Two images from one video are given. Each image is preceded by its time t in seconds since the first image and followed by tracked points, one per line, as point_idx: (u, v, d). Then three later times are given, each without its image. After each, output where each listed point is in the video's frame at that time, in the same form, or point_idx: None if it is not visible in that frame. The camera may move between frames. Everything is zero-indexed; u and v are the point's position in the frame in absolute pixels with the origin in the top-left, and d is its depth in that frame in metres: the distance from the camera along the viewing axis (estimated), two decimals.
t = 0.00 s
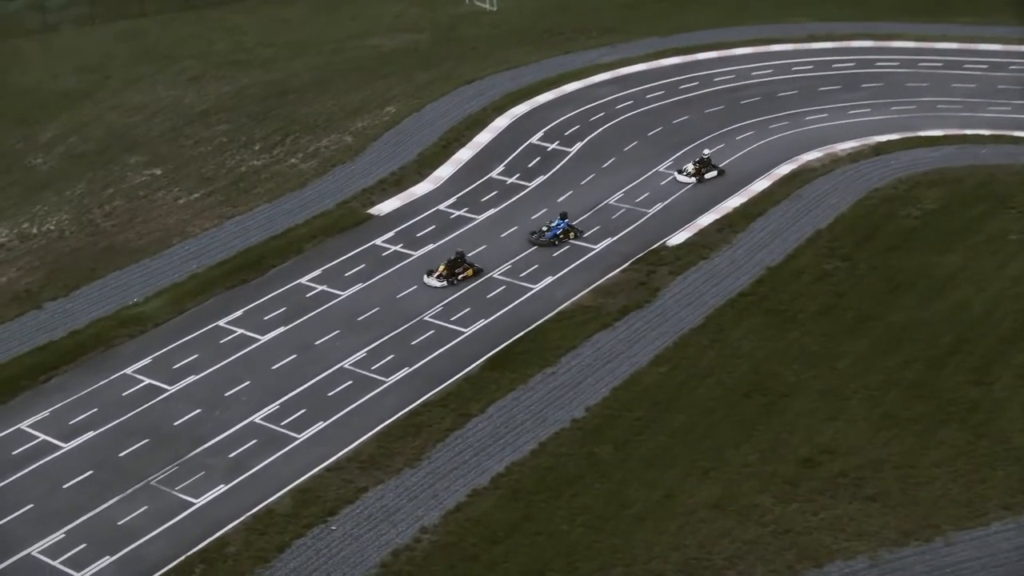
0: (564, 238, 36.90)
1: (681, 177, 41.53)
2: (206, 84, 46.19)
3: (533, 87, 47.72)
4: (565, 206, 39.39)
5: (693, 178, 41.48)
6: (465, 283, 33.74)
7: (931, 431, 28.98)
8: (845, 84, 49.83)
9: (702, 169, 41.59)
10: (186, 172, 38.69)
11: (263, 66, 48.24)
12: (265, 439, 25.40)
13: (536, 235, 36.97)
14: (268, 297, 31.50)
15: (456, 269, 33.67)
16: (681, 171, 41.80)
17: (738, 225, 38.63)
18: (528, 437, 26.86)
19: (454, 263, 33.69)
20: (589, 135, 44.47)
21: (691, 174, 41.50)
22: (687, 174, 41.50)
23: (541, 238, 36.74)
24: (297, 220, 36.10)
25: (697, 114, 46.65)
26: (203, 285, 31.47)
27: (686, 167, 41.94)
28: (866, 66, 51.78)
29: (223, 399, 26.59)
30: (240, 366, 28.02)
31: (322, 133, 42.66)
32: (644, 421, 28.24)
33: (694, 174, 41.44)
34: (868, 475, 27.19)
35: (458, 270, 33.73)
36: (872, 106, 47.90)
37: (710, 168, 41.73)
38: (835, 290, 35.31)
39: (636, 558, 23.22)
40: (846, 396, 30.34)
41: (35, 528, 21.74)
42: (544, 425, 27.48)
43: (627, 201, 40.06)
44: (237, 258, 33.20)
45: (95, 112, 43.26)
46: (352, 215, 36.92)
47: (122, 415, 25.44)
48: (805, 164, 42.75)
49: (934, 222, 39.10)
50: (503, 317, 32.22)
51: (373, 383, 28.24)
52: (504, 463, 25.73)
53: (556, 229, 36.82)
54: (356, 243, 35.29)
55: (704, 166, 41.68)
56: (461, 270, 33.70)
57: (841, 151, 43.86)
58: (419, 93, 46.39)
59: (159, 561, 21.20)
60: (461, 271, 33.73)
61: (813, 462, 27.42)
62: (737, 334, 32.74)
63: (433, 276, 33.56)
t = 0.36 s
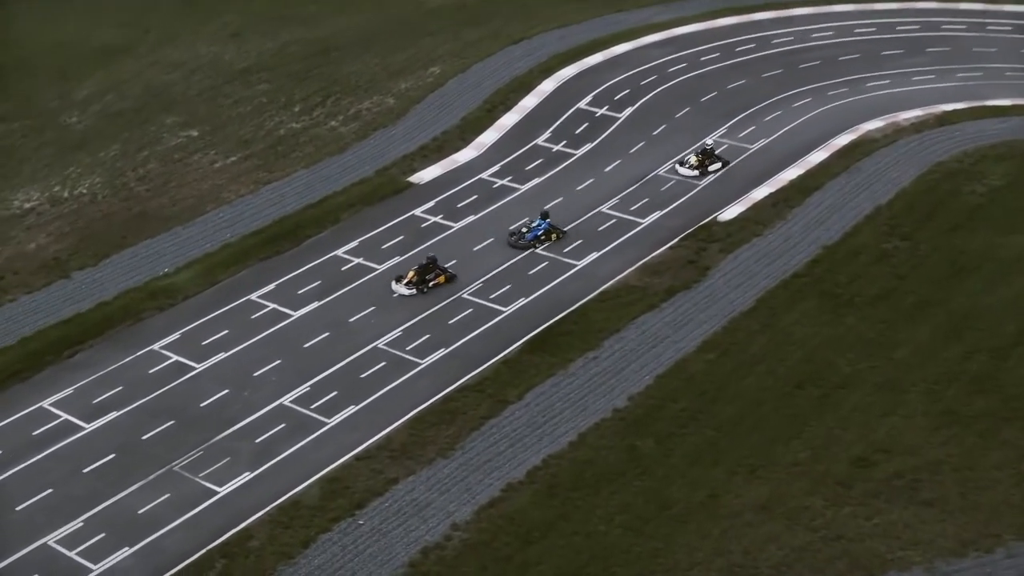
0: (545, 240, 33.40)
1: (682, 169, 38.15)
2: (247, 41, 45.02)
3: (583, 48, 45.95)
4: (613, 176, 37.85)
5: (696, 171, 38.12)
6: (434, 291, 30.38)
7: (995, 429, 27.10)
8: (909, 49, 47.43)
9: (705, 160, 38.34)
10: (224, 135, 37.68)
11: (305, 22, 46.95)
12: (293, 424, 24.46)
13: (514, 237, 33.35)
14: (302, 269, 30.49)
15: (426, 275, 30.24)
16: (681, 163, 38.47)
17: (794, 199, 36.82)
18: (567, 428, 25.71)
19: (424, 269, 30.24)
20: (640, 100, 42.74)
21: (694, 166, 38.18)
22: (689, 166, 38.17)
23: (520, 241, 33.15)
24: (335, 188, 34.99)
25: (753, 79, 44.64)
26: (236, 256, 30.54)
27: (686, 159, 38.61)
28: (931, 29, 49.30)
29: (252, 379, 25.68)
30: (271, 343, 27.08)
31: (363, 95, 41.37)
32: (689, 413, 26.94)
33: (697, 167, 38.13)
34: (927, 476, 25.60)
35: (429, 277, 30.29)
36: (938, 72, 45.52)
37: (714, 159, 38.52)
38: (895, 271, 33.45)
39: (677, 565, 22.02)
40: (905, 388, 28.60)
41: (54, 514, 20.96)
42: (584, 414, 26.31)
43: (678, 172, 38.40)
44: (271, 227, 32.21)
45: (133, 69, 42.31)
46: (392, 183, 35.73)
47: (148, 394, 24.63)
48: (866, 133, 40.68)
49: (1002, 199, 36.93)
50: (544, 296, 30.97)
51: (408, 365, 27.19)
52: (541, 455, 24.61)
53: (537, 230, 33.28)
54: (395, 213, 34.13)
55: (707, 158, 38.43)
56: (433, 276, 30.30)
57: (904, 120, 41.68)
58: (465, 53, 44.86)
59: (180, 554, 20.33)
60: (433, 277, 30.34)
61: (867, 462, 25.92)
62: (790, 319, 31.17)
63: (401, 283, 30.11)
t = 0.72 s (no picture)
0: (527, 246, 30.00)
1: (685, 165, 34.80)
2: None
3: (644, 6, 44.04)
4: (672, 144, 36.13)
5: (700, 167, 34.73)
6: (402, 302, 27.25)
7: None
8: (990, 11, 44.75)
9: (711, 156, 34.83)
10: (271, 92, 36.58)
11: None
12: (330, 406, 23.54)
13: (491, 243, 29.87)
14: (344, 239, 29.46)
15: (393, 284, 27.23)
16: (686, 158, 35.07)
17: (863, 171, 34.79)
18: (615, 419, 24.51)
19: (391, 277, 27.26)
20: (702, 62, 40.82)
21: (698, 161, 34.75)
22: (693, 161, 34.76)
23: (498, 247, 29.71)
24: (382, 151, 33.80)
25: (823, 42, 42.39)
26: (278, 223, 29.59)
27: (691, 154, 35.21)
28: None
29: (289, 357, 24.79)
30: (310, 318, 26.15)
31: (415, 52, 39.93)
32: (745, 405, 25.51)
33: (702, 162, 34.69)
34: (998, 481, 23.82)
35: (395, 286, 27.26)
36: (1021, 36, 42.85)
37: (721, 154, 35.06)
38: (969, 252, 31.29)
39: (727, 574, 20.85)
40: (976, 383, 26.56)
41: (78, 499, 20.42)
42: (633, 404, 25.08)
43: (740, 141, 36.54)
44: (316, 192, 31.17)
45: (181, 21, 41.27)
46: (442, 147, 34.43)
47: (182, 370, 23.93)
48: (941, 102, 38.38)
49: None
50: (596, 273, 29.63)
51: (451, 345, 26.10)
52: (586, 449, 23.47)
53: (518, 235, 29.89)
54: (443, 180, 32.89)
55: (714, 153, 34.94)
56: (400, 285, 27.27)
57: (983, 88, 39.24)
58: (521, 10, 43.20)
59: (204, 547, 19.64)
60: (400, 286, 27.29)
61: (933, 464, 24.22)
62: (854, 303, 29.34)
63: (365, 293, 27.11)
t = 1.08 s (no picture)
0: (508, 255, 26.80)
1: (693, 164, 31.24)
2: None
3: None
4: (748, 110, 34.17)
5: (711, 167, 31.14)
6: (365, 317, 24.47)
7: None
8: None
9: (722, 154, 31.23)
10: (332, 45, 35.37)
11: None
12: (378, 386, 22.65)
13: (471, 252, 26.77)
14: (400, 203, 28.44)
15: (358, 295, 24.46)
16: (694, 156, 31.46)
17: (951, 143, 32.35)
18: (676, 411, 23.28)
19: (356, 287, 24.47)
20: (783, 22, 38.64)
21: (707, 160, 31.15)
22: (702, 161, 31.17)
23: (477, 257, 26.60)
24: (445, 110, 32.54)
25: (913, 2, 39.79)
26: (333, 184, 28.67)
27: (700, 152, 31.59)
28: None
29: (338, 331, 24.01)
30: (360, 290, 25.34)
31: (483, 4, 38.33)
32: (814, 402, 23.93)
33: (711, 162, 31.09)
34: None
35: (360, 298, 24.48)
36: None
37: (734, 152, 31.39)
38: None
39: None
40: None
41: (115, 478, 19.91)
42: (694, 395, 23.79)
43: (821, 108, 34.27)
44: (373, 153, 30.10)
45: None
46: (506, 108, 33.02)
47: (226, 342, 23.25)
48: None
49: None
50: (663, 249, 28.15)
51: (508, 324, 24.99)
52: (643, 443, 22.33)
53: (499, 243, 26.72)
54: (507, 142, 31.57)
55: (725, 150, 31.31)
56: (366, 296, 24.48)
57: None
58: None
59: (242, 535, 19.04)
60: (366, 298, 24.51)
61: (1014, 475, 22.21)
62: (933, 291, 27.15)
63: (325, 304, 24.35)
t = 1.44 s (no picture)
0: (501, 269, 24.03)
1: (717, 171, 27.71)
2: None
3: None
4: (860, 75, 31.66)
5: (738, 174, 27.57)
6: (339, 330, 22.46)
7: None
8: None
9: (750, 159, 27.69)
10: None
11: None
12: (452, 363, 21.84)
13: (460, 264, 24.04)
14: (486, 165, 27.25)
15: (330, 307, 22.42)
16: (718, 161, 27.94)
17: None
18: (766, 406, 21.76)
19: (329, 299, 22.43)
20: None
21: (733, 166, 27.64)
22: (726, 167, 27.66)
23: (467, 270, 23.88)
24: (539, 66, 31.04)
25: None
26: (418, 141, 27.64)
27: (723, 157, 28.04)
28: None
29: (414, 302, 23.25)
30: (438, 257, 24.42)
31: None
32: (913, 404, 21.84)
33: (737, 168, 27.57)
34: None
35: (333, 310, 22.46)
36: None
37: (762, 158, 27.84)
38: None
39: None
40: None
41: (178, 448, 19.98)
42: (786, 389, 22.16)
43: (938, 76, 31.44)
44: (462, 110, 28.88)
45: None
46: (604, 65, 31.36)
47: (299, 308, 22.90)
48: None
49: None
50: (762, 224, 26.42)
51: (592, 301, 23.81)
52: (727, 441, 20.97)
53: (491, 256, 23.98)
54: (603, 103, 29.99)
55: (753, 155, 27.77)
56: (338, 309, 22.42)
57: None
58: None
59: (301, 518, 18.86)
60: (338, 311, 22.45)
61: None
62: None
63: (295, 317, 22.43)
